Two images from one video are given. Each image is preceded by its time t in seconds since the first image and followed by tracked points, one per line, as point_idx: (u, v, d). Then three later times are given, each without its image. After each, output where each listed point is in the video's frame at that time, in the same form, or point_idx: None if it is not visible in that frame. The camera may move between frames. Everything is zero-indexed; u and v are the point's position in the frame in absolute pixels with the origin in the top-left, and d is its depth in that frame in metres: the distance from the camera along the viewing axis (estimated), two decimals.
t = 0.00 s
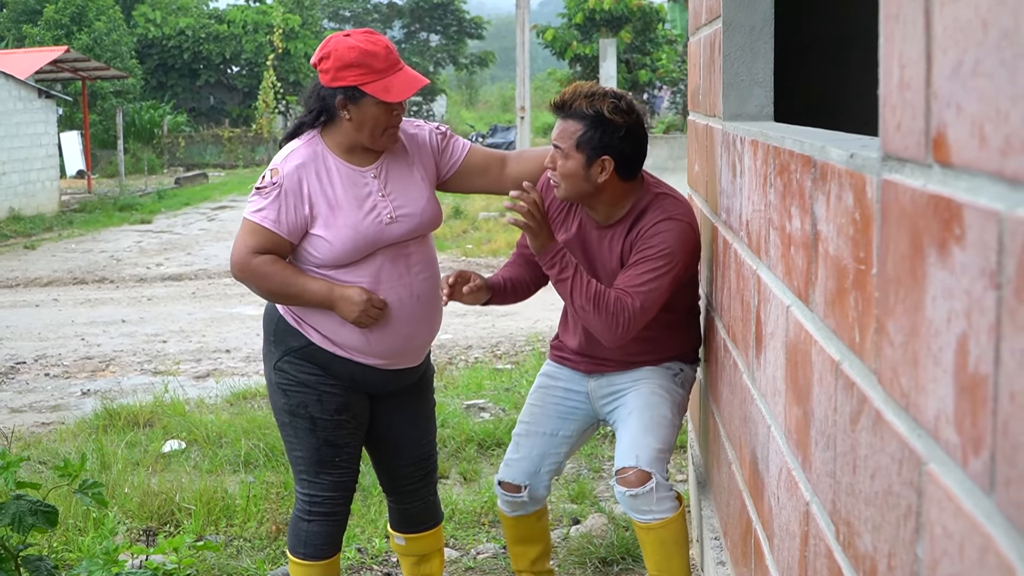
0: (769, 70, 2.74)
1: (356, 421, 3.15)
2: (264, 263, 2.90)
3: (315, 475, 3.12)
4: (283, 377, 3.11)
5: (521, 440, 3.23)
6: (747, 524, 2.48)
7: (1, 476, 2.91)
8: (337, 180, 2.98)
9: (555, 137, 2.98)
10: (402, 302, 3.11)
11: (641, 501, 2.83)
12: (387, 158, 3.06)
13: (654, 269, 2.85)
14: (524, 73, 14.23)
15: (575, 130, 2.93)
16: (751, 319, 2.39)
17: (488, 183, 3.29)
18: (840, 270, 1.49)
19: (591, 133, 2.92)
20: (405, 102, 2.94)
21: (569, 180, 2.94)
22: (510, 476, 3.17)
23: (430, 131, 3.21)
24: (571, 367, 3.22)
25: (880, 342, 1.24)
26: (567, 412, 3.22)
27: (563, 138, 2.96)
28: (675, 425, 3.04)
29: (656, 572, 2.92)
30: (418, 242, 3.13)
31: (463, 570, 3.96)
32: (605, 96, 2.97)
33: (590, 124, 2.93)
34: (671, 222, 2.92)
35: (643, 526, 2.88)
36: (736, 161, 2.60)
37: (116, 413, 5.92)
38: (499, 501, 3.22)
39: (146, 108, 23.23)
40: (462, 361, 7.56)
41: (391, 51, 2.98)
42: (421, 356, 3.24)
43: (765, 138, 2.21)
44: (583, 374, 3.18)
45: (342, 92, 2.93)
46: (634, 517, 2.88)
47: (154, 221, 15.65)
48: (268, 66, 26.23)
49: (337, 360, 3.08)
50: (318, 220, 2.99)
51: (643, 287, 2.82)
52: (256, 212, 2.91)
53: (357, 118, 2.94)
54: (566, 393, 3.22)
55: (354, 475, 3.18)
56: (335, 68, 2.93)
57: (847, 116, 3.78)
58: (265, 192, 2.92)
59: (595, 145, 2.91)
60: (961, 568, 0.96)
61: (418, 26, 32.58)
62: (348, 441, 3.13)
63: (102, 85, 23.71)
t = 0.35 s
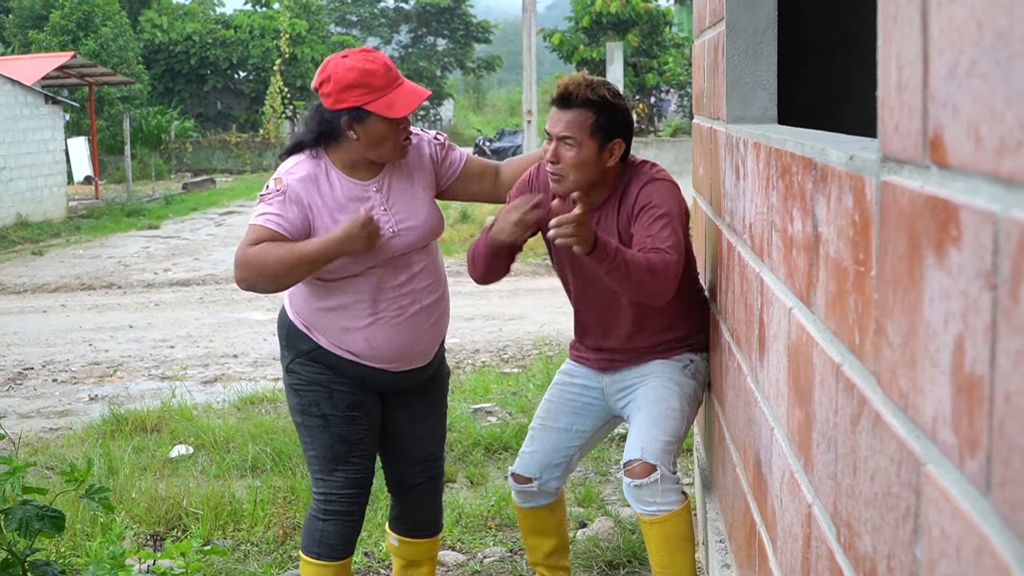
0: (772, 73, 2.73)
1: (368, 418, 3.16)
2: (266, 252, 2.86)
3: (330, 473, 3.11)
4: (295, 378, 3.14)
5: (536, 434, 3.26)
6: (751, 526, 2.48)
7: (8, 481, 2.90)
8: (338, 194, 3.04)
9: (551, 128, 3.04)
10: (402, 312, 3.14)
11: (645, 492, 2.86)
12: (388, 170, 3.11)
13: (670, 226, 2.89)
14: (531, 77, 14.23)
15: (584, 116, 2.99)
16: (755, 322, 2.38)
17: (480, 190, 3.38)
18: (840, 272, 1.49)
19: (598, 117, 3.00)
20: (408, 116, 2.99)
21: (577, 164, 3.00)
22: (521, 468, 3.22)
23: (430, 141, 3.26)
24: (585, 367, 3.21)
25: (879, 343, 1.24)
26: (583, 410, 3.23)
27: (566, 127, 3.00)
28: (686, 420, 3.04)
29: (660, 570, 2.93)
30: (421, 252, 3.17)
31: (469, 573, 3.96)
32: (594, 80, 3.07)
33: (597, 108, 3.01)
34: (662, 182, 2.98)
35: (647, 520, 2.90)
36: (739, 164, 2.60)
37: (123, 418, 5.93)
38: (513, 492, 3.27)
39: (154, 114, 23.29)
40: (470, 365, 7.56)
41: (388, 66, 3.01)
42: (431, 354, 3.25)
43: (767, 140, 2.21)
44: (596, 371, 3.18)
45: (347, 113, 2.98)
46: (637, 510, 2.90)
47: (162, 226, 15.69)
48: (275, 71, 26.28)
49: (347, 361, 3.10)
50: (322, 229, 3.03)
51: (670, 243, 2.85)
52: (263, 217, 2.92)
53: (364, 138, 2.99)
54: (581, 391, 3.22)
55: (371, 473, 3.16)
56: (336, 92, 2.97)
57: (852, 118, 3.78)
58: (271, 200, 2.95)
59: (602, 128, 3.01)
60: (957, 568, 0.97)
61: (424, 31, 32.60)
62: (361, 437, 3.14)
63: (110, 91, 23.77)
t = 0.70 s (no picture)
0: (777, 72, 2.72)
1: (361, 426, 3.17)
2: (294, 272, 2.88)
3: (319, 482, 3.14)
4: (294, 388, 3.15)
5: (541, 459, 3.17)
6: (756, 527, 2.47)
7: (14, 479, 2.91)
8: (354, 211, 3.05)
9: (546, 120, 3.05)
10: (416, 322, 3.18)
11: (677, 486, 2.84)
12: (394, 184, 3.14)
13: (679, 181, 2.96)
14: (538, 76, 14.23)
15: (577, 103, 3.00)
16: (759, 321, 2.38)
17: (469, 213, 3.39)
18: (842, 271, 1.49)
19: (592, 102, 3.01)
20: (400, 106, 3.02)
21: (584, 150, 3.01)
22: (530, 492, 3.15)
23: (427, 153, 3.30)
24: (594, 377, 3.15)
25: (879, 344, 1.24)
26: (590, 428, 3.17)
27: (559, 115, 3.01)
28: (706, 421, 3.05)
29: (675, 567, 2.90)
30: (426, 262, 3.20)
31: (474, 572, 3.96)
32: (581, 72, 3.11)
33: (589, 93, 3.01)
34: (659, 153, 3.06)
35: (670, 515, 2.88)
36: (743, 163, 2.60)
37: (130, 417, 5.94)
38: (517, 516, 3.20)
39: (161, 113, 23.35)
40: (476, 364, 7.57)
41: (378, 65, 3.05)
42: (427, 357, 3.27)
43: (771, 140, 2.20)
44: (607, 381, 3.13)
45: (341, 116, 3.01)
46: (662, 504, 2.88)
47: (169, 226, 15.72)
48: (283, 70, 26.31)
49: (347, 370, 3.11)
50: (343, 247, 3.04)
51: (684, 193, 2.91)
52: (283, 237, 2.93)
53: (361, 139, 3.01)
54: (589, 409, 3.17)
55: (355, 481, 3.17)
56: (328, 99, 3.02)
57: (857, 118, 3.77)
58: (288, 220, 2.95)
59: (598, 112, 3.02)
60: (955, 567, 0.97)
61: (432, 30, 32.57)
62: (352, 445, 3.15)
63: (118, 90, 23.81)
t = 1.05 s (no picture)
0: (782, 70, 2.72)
1: (338, 423, 3.18)
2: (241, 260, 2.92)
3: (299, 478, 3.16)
4: (269, 383, 3.16)
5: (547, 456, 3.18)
6: (762, 525, 2.47)
7: (21, 479, 2.91)
8: (328, 197, 3.04)
9: (553, 115, 3.03)
10: (388, 314, 3.15)
11: (683, 485, 2.84)
12: (372, 177, 3.13)
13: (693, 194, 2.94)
14: (544, 74, 14.23)
15: (577, 100, 2.99)
16: (765, 320, 2.38)
17: (463, 196, 3.35)
18: (847, 270, 1.48)
19: (595, 101, 3.00)
20: (394, 97, 3.05)
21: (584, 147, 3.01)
22: (534, 487, 3.16)
23: (410, 146, 3.30)
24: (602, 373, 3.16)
25: (884, 343, 1.24)
26: (595, 423, 3.17)
27: (563, 112, 3.01)
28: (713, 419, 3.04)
29: (681, 564, 2.90)
30: (403, 254, 3.18)
31: (482, 570, 3.96)
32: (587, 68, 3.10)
33: (590, 91, 3.00)
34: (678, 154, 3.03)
35: (675, 514, 2.88)
36: (749, 161, 2.59)
37: (137, 415, 5.95)
38: (522, 511, 3.21)
39: (169, 112, 23.40)
40: (483, 362, 7.57)
41: (369, 56, 3.09)
42: (406, 353, 3.24)
43: (776, 137, 2.20)
44: (613, 376, 3.14)
45: (333, 105, 3.02)
46: (668, 502, 2.88)
47: (177, 224, 15.74)
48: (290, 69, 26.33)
49: (316, 360, 3.11)
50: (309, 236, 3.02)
51: (693, 204, 2.90)
52: (247, 221, 2.95)
53: (354, 128, 3.02)
54: (594, 404, 3.18)
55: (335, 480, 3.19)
56: (321, 86, 3.03)
57: (864, 117, 3.77)
58: (259, 202, 2.97)
59: (598, 109, 3.01)
60: (961, 568, 0.96)
61: (439, 28, 32.58)
62: (328, 443, 3.16)
63: (125, 89, 23.86)
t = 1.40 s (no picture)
0: (794, 68, 2.71)
1: (343, 421, 3.18)
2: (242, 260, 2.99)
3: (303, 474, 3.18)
4: (275, 380, 3.18)
5: (558, 455, 3.18)
6: (773, 526, 2.46)
7: (32, 479, 2.91)
8: (332, 198, 3.05)
9: (558, 105, 3.02)
10: (390, 319, 3.15)
11: (696, 486, 2.85)
12: (378, 178, 3.12)
13: (704, 187, 2.93)
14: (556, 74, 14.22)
15: (581, 88, 2.99)
16: (776, 319, 2.36)
17: (472, 194, 3.35)
18: (858, 268, 1.47)
19: (598, 87, 2.98)
20: (401, 101, 3.05)
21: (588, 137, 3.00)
22: (550, 489, 3.17)
23: (417, 146, 3.29)
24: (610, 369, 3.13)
25: (895, 342, 1.23)
26: (603, 423, 3.15)
27: (567, 102, 3.01)
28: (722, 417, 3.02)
29: (693, 563, 2.91)
30: (407, 258, 3.17)
31: (493, 571, 3.96)
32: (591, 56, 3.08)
33: (593, 78, 2.99)
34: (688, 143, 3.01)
35: (688, 513, 2.89)
36: (760, 160, 2.58)
37: (149, 416, 5.97)
38: (536, 510, 3.23)
39: (181, 112, 23.47)
40: (494, 362, 7.57)
41: (378, 58, 3.08)
42: (412, 355, 3.24)
43: (787, 136, 2.19)
44: (621, 374, 3.11)
45: (339, 106, 3.02)
46: (681, 502, 2.89)
47: (189, 224, 15.79)
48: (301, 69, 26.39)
49: (319, 358, 3.12)
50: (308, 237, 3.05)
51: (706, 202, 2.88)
52: (250, 221, 2.99)
53: (359, 129, 3.02)
54: (603, 403, 3.14)
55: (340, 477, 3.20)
56: (327, 88, 3.02)
57: (876, 119, 3.76)
58: (262, 203, 3.00)
59: (601, 97, 2.99)
60: (971, 569, 0.96)
61: (450, 28, 32.63)
62: (333, 441, 3.17)
63: (137, 90, 23.94)
